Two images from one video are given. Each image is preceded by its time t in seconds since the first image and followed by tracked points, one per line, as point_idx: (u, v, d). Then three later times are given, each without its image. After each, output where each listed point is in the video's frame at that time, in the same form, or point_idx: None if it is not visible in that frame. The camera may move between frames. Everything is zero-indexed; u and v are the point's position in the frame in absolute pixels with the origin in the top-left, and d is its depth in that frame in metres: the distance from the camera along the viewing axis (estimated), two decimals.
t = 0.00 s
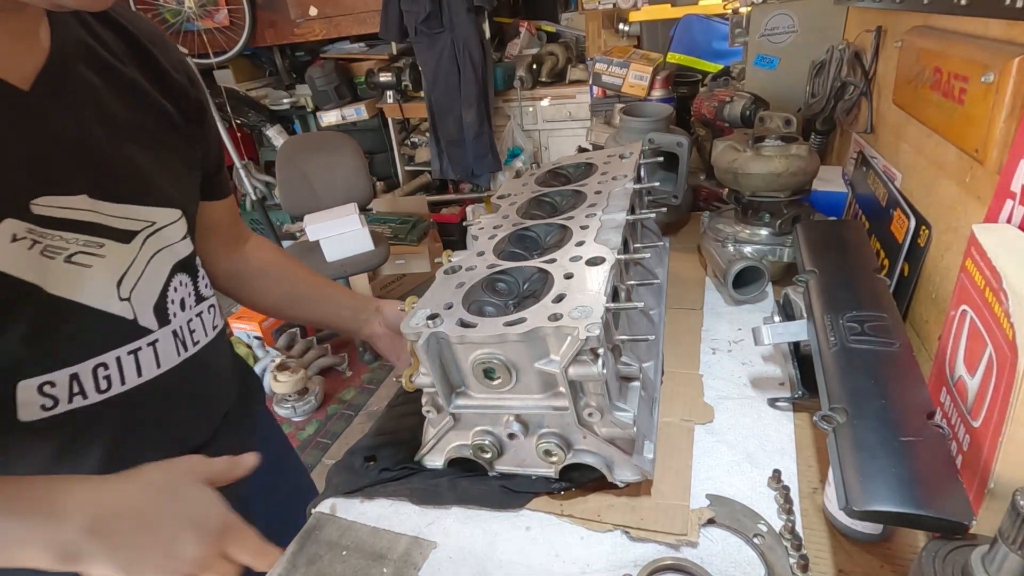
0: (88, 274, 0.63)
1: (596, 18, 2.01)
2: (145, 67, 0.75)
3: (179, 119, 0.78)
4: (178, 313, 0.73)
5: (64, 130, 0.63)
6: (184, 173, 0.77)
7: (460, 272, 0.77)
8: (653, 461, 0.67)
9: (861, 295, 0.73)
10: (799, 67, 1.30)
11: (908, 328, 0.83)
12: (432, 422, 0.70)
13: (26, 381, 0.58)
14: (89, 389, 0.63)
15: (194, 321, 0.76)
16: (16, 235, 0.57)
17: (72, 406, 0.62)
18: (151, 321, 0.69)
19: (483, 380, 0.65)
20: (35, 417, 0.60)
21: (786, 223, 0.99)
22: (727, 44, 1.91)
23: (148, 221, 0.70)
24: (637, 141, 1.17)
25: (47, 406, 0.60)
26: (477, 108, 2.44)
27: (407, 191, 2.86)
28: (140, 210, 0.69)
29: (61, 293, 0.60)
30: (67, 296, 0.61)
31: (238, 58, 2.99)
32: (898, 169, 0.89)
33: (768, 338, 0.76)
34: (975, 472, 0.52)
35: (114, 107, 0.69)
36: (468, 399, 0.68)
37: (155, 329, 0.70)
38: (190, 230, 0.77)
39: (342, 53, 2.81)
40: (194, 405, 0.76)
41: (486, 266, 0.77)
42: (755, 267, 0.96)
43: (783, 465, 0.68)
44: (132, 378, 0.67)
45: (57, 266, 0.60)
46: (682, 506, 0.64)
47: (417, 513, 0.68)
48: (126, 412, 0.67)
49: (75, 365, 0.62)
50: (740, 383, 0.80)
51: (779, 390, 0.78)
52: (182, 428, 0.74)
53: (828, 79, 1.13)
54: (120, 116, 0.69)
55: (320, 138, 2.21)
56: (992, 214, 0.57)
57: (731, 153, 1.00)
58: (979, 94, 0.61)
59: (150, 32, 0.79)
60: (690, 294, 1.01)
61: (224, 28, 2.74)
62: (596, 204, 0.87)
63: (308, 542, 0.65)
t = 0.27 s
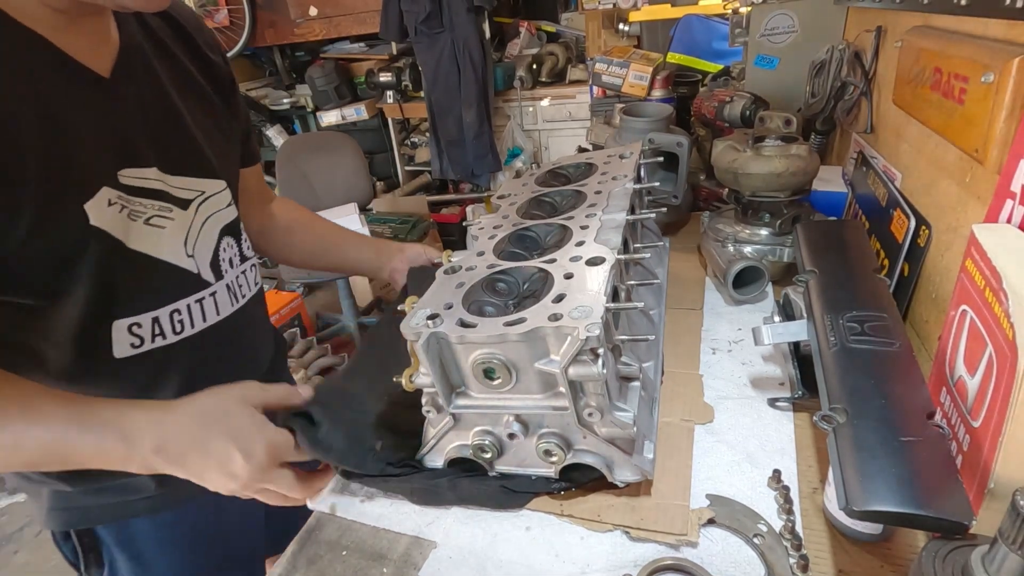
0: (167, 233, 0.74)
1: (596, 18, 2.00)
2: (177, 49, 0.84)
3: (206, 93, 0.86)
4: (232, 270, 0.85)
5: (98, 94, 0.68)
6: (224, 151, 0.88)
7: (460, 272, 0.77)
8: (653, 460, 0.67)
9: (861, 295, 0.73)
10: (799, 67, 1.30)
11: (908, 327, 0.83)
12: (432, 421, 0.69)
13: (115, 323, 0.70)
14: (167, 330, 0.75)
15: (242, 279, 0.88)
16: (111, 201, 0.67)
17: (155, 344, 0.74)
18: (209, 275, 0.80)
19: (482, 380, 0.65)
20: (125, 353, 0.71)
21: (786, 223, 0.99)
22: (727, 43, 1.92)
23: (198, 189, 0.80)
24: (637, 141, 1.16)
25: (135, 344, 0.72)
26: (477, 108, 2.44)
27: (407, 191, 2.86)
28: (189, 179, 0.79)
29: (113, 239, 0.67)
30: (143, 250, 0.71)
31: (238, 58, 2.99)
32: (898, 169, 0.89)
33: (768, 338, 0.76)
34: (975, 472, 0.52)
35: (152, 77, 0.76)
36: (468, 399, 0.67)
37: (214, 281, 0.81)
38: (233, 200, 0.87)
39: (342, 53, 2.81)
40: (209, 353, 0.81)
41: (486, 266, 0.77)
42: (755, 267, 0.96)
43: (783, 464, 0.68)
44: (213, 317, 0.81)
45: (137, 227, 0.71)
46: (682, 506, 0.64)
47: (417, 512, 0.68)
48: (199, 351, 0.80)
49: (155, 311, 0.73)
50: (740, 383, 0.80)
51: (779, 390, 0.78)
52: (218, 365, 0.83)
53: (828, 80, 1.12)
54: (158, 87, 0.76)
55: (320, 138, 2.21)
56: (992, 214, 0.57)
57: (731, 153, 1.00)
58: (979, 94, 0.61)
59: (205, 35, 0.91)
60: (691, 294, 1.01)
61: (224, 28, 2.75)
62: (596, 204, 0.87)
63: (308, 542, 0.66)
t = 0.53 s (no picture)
0: (192, 217, 0.75)
1: (596, 18, 2.00)
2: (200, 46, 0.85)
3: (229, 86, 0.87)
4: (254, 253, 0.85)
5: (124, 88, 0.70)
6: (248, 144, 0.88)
7: (460, 272, 0.77)
8: (653, 460, 0.67)
9: (861, 295, 0.73)
10: (799, 67, 1.30)
11: (908, 327, 0.83)
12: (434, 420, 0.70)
13: (144, 297, 0.70)
14: (194, 306, 0.75)
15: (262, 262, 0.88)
16: (146, 185, 0.69)
17: (182, 320, 0.74)
18: (232, 257, 0.81)
19: (483, 380, 0.65)
20: (157, 327, 0.72)
21: (786, 224, 0.99)
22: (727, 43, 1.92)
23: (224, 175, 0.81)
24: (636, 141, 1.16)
25: (165, 318, 0.72)
26: (477, 108, 2.44)
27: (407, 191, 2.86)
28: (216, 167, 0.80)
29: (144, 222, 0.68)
30: (170, 231, 0.72)
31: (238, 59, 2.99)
32: (898, 169, 0.89)
33: (768, 338, 0.76)
34: (975, 472, 0.52)
35: (176, 71, 0.77)
36: (468, 399, 0.67)
37: (236, 263, 0.81)
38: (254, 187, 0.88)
39: (342, 52, 2.81)
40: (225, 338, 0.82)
41: (486, 266, 0.77)
42: (755, 267, 0.96)
43: (783, 464, 0.68)
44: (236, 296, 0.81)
45: (167, 210, 0.72)
46: (682, 506, 0.64)
47: (417, 512, 0.68)
48: (223, 325, 0.79)
49: (182, 286, 0.74)
50: (740, 383, 0.81)
51: (779, 390, 0.78)
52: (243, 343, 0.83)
53: (828, 80, 1.12)
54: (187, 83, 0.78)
55: (320, 138, 2.22)
56: (992, 214, 0.57)
57: (731, 153, 1.00)
58: (979, 94, 0.61)
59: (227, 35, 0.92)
60: (691, 294, 1.01)
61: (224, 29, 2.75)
62: (596, 204, 0.87)
63: (309, 543, 0.66)
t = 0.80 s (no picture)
0: (208, 210, 0.76)
1: (596, 18, 2.00)
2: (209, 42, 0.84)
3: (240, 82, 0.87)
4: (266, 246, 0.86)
5: (140, 88, 0.70)
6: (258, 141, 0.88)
7: (460, 272, 0.77)
8: (653, 460, 0.67)
9: (861, 295, 0.72)
10: (799, 67, 1.30)
11: (909, 327, 0.83)
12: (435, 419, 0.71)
13: (165, 288, 0.71)
14: (209, 296, 0.76)
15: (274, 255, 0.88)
16: (166, 181, 0.70)
17: (200, 309, 0.75)
18: (246, 249, 0.81)
19: (483, 380, 0.65)
20: (174, 317, 0.73)
21: (786, 224, 0.99)
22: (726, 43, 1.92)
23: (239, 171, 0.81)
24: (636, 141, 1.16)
25: (182, 308, 0.73)
26: (477, 108, 2.44)
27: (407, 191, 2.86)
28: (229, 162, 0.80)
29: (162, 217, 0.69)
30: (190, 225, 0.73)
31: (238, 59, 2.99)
32: (898, 169, 0.89)
33: (768, 338, 0.76)
34: (975, 472, 0.52)
35: (186, 68, 0.77)
36: (468, 399, 0.67)
37: (249, 255, 0.82)
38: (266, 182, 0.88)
39: (342, 52, 2.81)
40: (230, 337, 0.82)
41: (486, 266, 0.77)
42: (755, 267, 0.96)
43: (783, 464, 0.68)
44: (249, 287, 0.82)
45: (185, 204, 0.72)
46: (682, 506, 0.64)
47: (417, 511, 0.68)
48: (233, 323, 0.80)
49: (199, 278, 0.75)
50: (740, 383, 0.81)
51: (779, 390, 0.78)
52: (257, 331, 0.84)
53: (828, 80, 1.12)
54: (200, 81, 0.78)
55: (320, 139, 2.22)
56: (992, 214, 0.57)
57: (731, 153, 1.00)
58: (979, 94, 0.61)
59: (238, 34, 0.91)
60: (691, 294, 1.01)
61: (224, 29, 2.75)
62: (596, 204, 0.87)
63: (308, 543, 0.65)
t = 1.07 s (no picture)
0: (209, 210, 0.75)
1: (596, 18, 2.00)
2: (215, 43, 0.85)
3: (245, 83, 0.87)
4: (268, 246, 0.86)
5: (141, 87, 0.70)
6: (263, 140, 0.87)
7: (460, 272, 0.77)
8: (653, 461, 0.67)
9: (861, 295, 0.73)
10: (799, 67, 1.30)
11: (909, 327, 0.83)
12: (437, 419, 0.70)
13: (164, 287, 0.71)
14: (209, 295, 0.76)
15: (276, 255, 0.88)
16: (165, 179, 0.70)
17: (198, 308, 0.75)
18: (247, 249, 0.81)
19: (483, 380, 0.65)
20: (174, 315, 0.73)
21: (786, 224, 0.99)
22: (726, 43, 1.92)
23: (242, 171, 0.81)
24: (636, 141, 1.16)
25: (182, 306, 0.73)
26: (477, 108, 2.44)
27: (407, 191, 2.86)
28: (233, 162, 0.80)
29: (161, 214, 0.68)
30: (189, 224, 0.73)
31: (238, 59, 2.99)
32: (898, 169, 0.89)
33: (768, 338, 0.76)
34: (975, 472, 0.52)
35: (190, 68, 0.76)
36: (468, 399, 0.67)
37: (251, 254, 0.81)
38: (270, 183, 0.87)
39: (342, 52, 2.81)
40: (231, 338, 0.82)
41: (486, 266, 0.77)
42: (755, 266, 0.96)
43: (783, 464, 0.68)
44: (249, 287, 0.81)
45: (186, 203, 0.72)
46: (682, 506, 0.64)
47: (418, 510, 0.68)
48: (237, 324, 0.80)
49: (198, 276, 0.74)
50: (740, 383, 0.81)
51: (779, 390, 0.78)
52: (256, 331, 0.83)
53: (828, 80, 1.12)
54: (203, 79, 0.78)
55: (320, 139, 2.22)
56: (992, 214, 0.57)
57: (731, 153, 1.00)
58: (979, 94, 0.61)
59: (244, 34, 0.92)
60: (691, 294, 1.01)
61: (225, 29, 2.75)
62: (596, 204, 0.87)
63: (308, 543, 0.66)
